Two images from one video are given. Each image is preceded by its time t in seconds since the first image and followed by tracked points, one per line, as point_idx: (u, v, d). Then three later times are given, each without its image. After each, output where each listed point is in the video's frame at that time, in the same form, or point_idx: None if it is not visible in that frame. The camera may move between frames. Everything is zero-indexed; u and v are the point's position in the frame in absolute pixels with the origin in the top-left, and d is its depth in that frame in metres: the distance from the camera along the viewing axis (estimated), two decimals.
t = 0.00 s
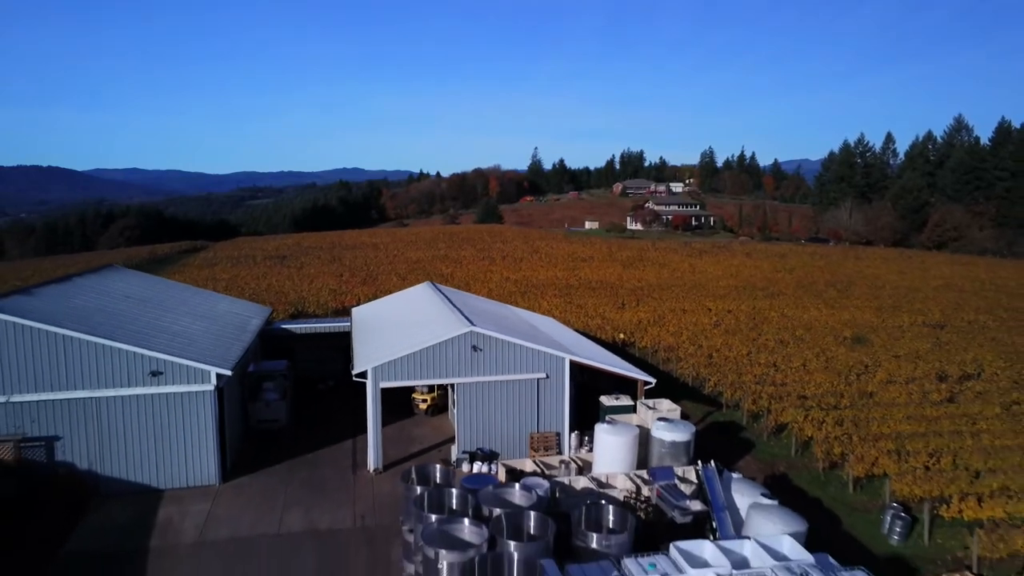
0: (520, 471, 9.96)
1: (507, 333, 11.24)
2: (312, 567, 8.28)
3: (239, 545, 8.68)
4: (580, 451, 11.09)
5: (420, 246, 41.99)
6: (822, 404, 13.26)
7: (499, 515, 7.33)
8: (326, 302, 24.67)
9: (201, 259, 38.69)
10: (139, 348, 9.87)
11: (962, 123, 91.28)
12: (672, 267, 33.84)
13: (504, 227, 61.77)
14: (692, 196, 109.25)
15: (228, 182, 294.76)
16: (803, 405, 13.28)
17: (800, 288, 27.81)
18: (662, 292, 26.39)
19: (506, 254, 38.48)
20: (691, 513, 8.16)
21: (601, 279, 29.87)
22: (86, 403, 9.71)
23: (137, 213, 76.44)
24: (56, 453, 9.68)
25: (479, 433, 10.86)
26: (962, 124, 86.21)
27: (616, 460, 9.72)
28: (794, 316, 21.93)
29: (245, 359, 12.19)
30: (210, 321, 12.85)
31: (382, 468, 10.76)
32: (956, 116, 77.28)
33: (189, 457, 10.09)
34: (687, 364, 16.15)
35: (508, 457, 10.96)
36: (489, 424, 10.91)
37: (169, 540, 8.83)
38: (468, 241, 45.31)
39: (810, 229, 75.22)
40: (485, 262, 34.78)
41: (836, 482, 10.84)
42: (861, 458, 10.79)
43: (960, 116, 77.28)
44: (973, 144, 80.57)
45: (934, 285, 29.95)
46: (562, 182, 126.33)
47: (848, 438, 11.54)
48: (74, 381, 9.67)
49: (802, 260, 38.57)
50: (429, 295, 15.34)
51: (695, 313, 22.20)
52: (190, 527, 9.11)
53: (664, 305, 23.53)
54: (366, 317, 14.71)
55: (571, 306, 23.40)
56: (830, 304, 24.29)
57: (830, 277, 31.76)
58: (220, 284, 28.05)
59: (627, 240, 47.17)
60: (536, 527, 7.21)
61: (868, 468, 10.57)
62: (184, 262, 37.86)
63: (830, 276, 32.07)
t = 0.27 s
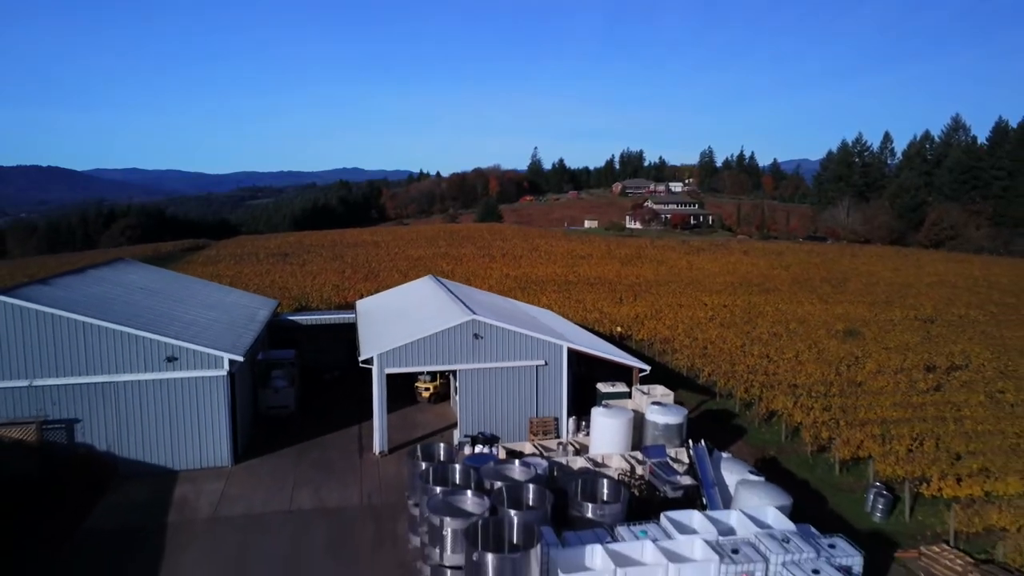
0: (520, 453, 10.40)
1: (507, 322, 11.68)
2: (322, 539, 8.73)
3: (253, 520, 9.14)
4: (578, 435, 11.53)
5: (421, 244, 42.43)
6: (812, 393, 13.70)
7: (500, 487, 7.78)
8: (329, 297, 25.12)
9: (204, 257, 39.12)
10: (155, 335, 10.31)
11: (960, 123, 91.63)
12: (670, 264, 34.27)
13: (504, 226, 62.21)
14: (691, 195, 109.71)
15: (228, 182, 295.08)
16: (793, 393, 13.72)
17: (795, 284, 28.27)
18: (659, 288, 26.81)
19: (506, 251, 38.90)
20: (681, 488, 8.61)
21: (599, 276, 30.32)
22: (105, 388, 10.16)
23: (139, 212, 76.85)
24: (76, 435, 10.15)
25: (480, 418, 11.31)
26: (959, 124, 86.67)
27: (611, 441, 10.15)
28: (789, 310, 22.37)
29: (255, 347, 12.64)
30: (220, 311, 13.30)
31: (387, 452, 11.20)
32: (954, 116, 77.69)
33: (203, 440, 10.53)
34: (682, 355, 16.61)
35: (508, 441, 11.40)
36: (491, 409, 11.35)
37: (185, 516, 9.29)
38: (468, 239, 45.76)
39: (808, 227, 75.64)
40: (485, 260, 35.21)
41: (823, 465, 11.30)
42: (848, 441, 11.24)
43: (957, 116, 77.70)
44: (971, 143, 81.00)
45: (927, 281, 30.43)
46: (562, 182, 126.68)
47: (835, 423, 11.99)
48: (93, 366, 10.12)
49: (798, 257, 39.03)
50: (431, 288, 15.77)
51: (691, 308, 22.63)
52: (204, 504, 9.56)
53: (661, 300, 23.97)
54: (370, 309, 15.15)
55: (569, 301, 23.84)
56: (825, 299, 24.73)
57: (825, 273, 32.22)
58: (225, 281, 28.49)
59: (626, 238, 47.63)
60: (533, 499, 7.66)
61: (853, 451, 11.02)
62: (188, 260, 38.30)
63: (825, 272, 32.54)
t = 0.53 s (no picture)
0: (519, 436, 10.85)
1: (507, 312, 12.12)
2: (332, 516, 9.15)
3: (265, 498, 9.58)
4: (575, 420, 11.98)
5: (421, 242, 42.84)
6: (802, 382, 14.15)
7: (500, 463, 8.23)
8: (332, 293, 25.55)
9: (207, 255, 39.51)
10: (170, 323, 10.75)
11: (958, 123, 92.18)
12: (668, 261, 34.70)
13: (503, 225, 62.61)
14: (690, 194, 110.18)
15: (228, 181, 295.35)
16: (785, 381, 14.16)
17: (791, 281, 28.73)
18: (657, 284, 27.24)
19: (506, 249, 39.32)
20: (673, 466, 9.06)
21: (598, 272, 30.75)
22: (122, 373, 10.60)
23: (140, 211, 77.19)
24: (94, 418, 10.59)
25: (481, 403, 11.76)
26: (957, 124, 87.18)
27: (607, 425, 10.60)
28: (783, 305, 22.81)
29: (263, 337, 13.08)
30: (230, 303, 13.73)
31: (392, 436, 11.65)
32: (951, 116, 78.18)
33: (216, 423, 10.98)
34: (678, 347, 17.05)
35: (509, 426, 11.85)
36: (491, 395, 11.80)
37: (200, 494, 9.72)
38: (469, 237, 46.16)
39: (807, 226, 76.06)
40: (485, 257, 35.62)
41: (811, 449, 11.76)
42: (835, 426, 11.69)
43: (955, 116, 78.19)
44: (969, 143, 81.46)
45: (921, 277, 30.88)
46: (562, 182, 127.07)
47: (823, 409, 12.44)
48: (111, 353, 10.56)
49: (795, 255, 39.47)
50: (433, 281, 16.20)
51: (687, 302, 23.07)
52: (218, 484, 10.00)
53: (658, 296, 24.41)
54: (375, 301, 15.58)
55: (569, 296, 24.26)
56: (819, 294, 25.17)
57: (821, 270, 32.66)
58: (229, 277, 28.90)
59: (625, 237, 48.07)
60: (532, 474, 8.09)
61: (840, 435, 11.47)
62: (191, 257, 38.72)
63: (821, 269, 32.99)
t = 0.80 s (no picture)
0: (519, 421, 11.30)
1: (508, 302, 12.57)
2: (341, 494, 9.61)
3: (276, 477, 10.04)
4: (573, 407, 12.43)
5: (422, 240, 43.29)
6: (794, 371, 14.61)
7: (501, 441, 8.67)
8: (336, 288, 26.01)
9: (210, 253, 39.95)
10: (184, 312, 11.20)
11: (955, 123, 92.58)
12: (666, 258, 35.13)
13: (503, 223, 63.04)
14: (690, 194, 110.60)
15: (228, 181, 295.75)
16: (776, 371, 14.62)
17: (786, 277, 29.19)
18: (654, 280, 27.69)
19: (507, 247, 39.75)
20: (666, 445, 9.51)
21: (597, 269, 31.19)
22: (138, 360, 11.05)
23: (142, 210, 77.60)
24: (112, 403, 11.05)
25: (482, 390, 12.22)
26: (955, 123, 87.62)
27: (603, 410, 11.05)
28: (778, 300, 23.26)
29: (272, 327, 13.53)
30: (238, 295, 14.18)
31: (397, 421, 12.10)
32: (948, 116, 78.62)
33: (228, 408, 11.43)
34: (674, 340, 17.51)
35: (509, 412, 12.31)
36: (492, 383, 12.25)
37: (214, 475, 10.17)
38: (469, 235, 46.61)
39: (805, 225, 76.48)
40: (486, 254, 36.06)
41: (799, 434, 12.24)
42: (823, 411, 12.17)
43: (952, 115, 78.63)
44: (966, 142, 81.88)
45: (915, 274, 31.33)
46: (562, 181, 127.48)
47: (812, 396, 12.91)
48: (128, 340, 11.01)
49: (791, 253, 39.94)
50: (436, 275, 16.64)
51: (684, 298, 23.52)
52: (231, 465, 10.45)
53: (655, 291, 24.87)
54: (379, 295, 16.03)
55: (568, 291, 24.71)
56: (814, 290, 25.64)
57: (817, 267, 33.11)
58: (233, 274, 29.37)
59: (623, 235, 48.51)
60: (531, 451, 8.55)
61: (827, 421, 11.94)
62: (195, 255, 39.15)
63: (816, 266, 33.45)
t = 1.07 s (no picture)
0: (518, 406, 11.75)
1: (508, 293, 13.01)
2: (349, 473, 10.07)
3: (287, 458, 10.50)
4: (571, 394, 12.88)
5: (423, 238, 43.69)
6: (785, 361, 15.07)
7: (502, 422, 9.12)
8: (339, 285, 26.45)
9: (213, 251, 40.35)
10: (197, 301, 11.65)
11: (953, 122, 92.97)
12: (664, 255, 35.57)
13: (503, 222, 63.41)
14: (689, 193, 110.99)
15: (228, 181, 296.04)
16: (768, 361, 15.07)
17: (783, 273, 29.65)
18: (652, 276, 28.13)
19: (507, 245, 40.17)
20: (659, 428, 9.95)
21: (596, 266, 31.63)
22: (153, 347, 11.50)
23: (144, 209, 77.90)
24: (128, 389, 11.50)
25: (484, 377, 12.68)
26: (953, 123, 88.02)
27: (600, 395, 11.49)
28: (773, 295, 23.71)
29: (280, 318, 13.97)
30: (247, 287, 14.62)
31: (401, 408, 12.54)
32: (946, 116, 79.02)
33: (239, 394, 11.89)
34: (670, 333, 17.95)
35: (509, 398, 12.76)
36: (493, 371, 12.70)
37: (227, 456, 10.63)
38: (469, 233, 47.01)
39: (804, 225, 76.86)
40: (486, 252, 36.45)
41: (789, 420, 12.71)
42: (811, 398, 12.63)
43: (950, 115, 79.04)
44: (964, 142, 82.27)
45: (909, 271, 31.78)
46: (562, 181, 127.81)
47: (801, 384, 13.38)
48: (143, 329, 11.47)
49: (788, 250, 40.37)
50: (438, 269, 17.07)
51: (681, 293, 23.96)
52: (243, 448, 10.91)
53: (653, 286, 25.30)
54: (383, 288, 16.47)
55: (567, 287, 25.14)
56: (808, 285, 26.08)
57: (813, 264, 33.57)
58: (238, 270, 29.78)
59: (622, 233, 48.92)
60: (531, 430, 9.00)
61: (816, 407, 12.40)
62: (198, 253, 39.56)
63: (812, 263, 33.90)
